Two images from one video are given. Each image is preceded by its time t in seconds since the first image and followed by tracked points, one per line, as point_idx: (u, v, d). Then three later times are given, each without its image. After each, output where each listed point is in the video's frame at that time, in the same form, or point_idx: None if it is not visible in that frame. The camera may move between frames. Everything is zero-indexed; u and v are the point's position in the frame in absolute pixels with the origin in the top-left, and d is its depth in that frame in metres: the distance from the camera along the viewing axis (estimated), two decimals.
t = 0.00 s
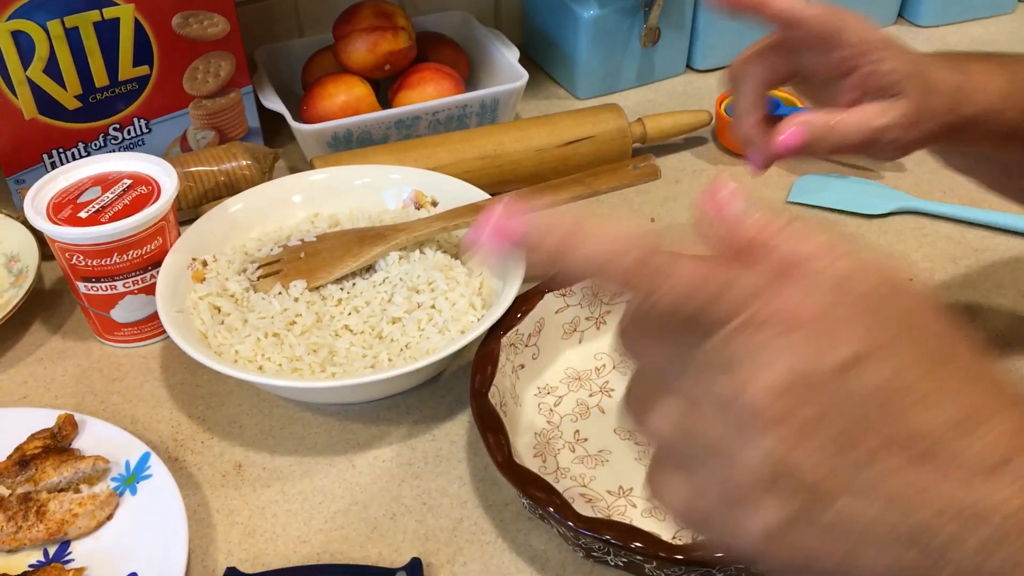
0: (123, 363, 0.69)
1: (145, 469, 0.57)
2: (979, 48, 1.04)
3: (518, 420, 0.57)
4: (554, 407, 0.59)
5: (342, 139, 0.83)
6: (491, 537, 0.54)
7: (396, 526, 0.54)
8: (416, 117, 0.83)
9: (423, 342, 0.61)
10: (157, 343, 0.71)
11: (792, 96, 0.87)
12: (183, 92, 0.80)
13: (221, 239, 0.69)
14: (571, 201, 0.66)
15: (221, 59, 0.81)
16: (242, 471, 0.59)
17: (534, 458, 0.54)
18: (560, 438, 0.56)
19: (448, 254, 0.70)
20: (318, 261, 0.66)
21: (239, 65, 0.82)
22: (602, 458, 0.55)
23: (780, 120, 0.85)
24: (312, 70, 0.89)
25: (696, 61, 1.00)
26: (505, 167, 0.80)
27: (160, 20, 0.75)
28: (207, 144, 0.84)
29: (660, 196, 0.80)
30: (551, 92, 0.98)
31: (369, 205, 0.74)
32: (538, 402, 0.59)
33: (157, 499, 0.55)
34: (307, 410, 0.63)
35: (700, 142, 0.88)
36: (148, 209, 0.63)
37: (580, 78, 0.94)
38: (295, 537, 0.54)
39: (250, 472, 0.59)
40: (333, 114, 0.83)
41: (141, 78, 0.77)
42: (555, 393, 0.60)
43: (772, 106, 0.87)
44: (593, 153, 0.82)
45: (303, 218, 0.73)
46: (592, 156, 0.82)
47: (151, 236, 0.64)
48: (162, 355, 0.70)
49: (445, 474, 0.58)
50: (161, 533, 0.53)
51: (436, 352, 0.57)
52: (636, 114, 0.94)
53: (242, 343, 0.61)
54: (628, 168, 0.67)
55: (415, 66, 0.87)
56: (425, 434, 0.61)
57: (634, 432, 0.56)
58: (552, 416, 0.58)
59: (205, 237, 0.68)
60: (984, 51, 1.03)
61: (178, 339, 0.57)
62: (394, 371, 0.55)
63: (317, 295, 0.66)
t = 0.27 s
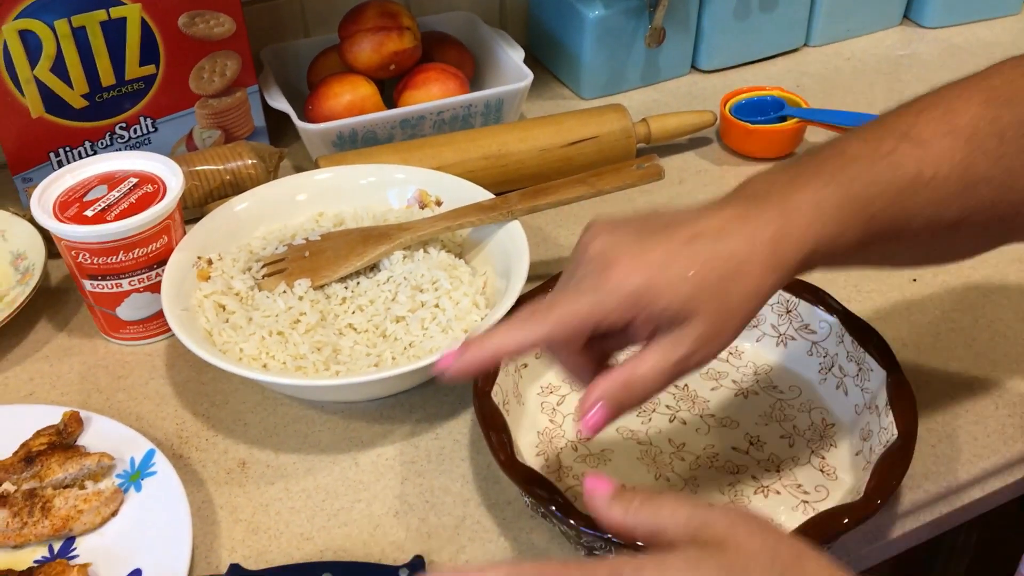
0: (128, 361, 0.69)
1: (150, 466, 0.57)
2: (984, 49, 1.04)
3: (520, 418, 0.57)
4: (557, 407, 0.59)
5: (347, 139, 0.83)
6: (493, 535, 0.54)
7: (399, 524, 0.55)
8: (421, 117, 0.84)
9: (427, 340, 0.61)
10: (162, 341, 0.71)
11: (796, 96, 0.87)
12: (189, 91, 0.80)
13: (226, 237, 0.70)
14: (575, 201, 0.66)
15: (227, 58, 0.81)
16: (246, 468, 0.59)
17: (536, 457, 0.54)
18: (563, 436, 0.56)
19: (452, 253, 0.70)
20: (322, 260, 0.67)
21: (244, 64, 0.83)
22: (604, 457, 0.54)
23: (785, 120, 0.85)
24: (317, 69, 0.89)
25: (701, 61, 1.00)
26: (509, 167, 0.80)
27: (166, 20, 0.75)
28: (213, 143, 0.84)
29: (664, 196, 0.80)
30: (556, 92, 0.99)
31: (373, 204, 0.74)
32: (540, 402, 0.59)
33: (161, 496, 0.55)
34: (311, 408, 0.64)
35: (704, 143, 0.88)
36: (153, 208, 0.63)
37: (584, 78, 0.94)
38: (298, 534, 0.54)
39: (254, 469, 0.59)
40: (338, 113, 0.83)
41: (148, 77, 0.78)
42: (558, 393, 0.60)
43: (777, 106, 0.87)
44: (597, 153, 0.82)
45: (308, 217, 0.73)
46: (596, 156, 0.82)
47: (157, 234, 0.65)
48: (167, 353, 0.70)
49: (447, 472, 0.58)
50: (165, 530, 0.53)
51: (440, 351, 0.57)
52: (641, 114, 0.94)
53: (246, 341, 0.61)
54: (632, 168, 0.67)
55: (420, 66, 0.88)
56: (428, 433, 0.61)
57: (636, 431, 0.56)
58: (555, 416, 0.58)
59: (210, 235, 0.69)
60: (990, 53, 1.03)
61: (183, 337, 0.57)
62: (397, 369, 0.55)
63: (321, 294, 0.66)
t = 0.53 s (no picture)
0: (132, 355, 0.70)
1: (152, 459, 0.57)
2: (992, 51, 1.03)
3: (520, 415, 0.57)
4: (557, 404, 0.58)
5: (352, 136, 0.83)
6: (492, 530, 0.54)
7: (398, 518, 0.55)
8: (426, 115, 0.84)
9: (428, 337, 0.61)
10: (166, 336, 0.71)
11: (802, 96, 0.87)
12: (195, 88, 0.81)
13: (230, 233, 0.70)
14: (577, 198, 0.66)
15: (233, 55, 0.81)
16: (247, 462, 0.59)
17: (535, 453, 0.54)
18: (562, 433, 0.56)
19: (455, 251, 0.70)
20: (326, 256, 0.67)
21: (251, 61, 0.83)
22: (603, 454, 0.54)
23: (790, 120, 0.85)
24: (323, 67, 0.89)
25: (707, 61, 1.00)
26: (513, 165, 0.80)
27: (173, 17, 0.76)
28: (220, 140, 0.84)
29: (668, 195, 0.80)
30: (561, 91, 0.99)
31: (376, 201, 0.74)
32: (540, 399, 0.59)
33: (163, 490, 0.55)
34: (312, 403, 0.64)
35: (709, 143, 0.88)
36: (158, 203, 0.64)
37: (590, 77, 0.94)
38: (298, 528, 0.55)
39: (255, 463, 0.59)
40: (343, 111, 0.84)
41: (154, 73, 0.78)
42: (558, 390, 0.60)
43: (782, 106, 0.86)
44: (602, 152, 0.82)
45: (312, 214, 0.73)
46: (600, 155, 0.82)
47: (161, 229, 0.65)
48: (170, 348, 0.70)
49: (447, 468, 0.58)
50: (166, 523, 0.54)
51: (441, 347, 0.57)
52: (646, 114, 0.94)
53: (249, 336, 0.61)
54: (634, 166, 0.67)
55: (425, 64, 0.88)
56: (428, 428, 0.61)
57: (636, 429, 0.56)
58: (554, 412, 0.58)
59: (214, 231, 0.69)
60: (997, 54, 1.03)
61: (185, 331, 0.58)
62: (397, 365, 0.55)
63: (324, 289, 0.66)
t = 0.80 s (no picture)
0: (137, 351, 0.70)
1: (153, 454, 0.58)
2: (1000, 58, 1.03)
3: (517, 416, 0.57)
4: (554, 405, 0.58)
5: (358, 138, 0.84)
6: (488, 530, 0.54)
7: (394, 516, 0.55)
8: (431, 117, 0.84)
9: (428, 337, 0.62)
10: (170, 333, 0.72)
11: (807, 102, 0.87)
12: (204, 88, 0.82)
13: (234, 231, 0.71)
14: (578, 201, 0.67)
15: (242, 57, 0.82)
16: (247, 459, 0.60)
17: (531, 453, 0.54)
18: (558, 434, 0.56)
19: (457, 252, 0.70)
20: (328, 256, 0.67)
21: (259, 63, 0.84)
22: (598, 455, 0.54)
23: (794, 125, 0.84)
24: (331, 69, 0.90)
25: (713, 66, 1.00)
26: (517, 168, 0.80)
27: (183, 18, 0.77)
28: (227, 141, 0.85)
29: (671, 199, 0.80)
30: (567, 95, 0.99)
31: (380, 201, 0.75)
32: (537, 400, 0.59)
33: (162, 485, 0.56)
34: (312, 401, 0.64)
35: (713, 148, 0.88)
36: (163, 201, 0.64)
37: (596, 82, 0.95)
38: (296, 524, 0.55)
39: (255, 460, 0.60)
40: (350, 113, 0.84)
41: (163, 74, 0.79)
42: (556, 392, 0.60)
43: (787, 111, 0.86)
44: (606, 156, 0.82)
45: (316, 214, 0.74)
46: (604, 158, 0.82)
47: (166, 227, 0.65)
48: (174, 345, 0.71)
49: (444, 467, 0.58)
50: (166, 518, 0.54)
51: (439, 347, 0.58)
52: (651, 118, 0.94)
53: (251, 333, 0.62)
54: (636, 169, 0.67)
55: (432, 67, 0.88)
56: (426, 428, 0.61)
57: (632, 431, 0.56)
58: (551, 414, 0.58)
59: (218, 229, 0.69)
60: (1006, 62, 1.02)
61: (187, 328, 0.58)
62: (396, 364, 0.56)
63: (326, 289, 0.66)
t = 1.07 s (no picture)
0: (141, 342, 0.71)
1: (154, 442, 0.58)
2: (1009, 62, 1.03)
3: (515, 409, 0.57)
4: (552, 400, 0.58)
5: (364, 134, 0.84)
6: (485, 523, 0.54)
7: (392, 507, 0.55)
8: (437, 114, 0.85)
9: (428, 330, 0.62)
10: (174, 324, 0.73)
11: (813, 103, 0.87)
12: (212, 83, 0.82)
13: (238, 224, 0.71)
14: (581, 198, 0.67)
15: (250, 52, 0.83)
16: (248, 449, 0.60)
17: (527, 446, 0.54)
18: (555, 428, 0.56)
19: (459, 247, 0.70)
20: (332, 250, 0.68)
21: (267, 59, 0.84)
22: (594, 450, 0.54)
23: (800, 126, 0.84)
24: (338, 66, 0.91)
25: (721, 67, 1.00)
26: (522, 165, 0.80)
27: (192, 12, 0.77)
28: (235, 135, 0.86)
29: (675, 198, 0.80)
30: (574, 94, 0.99)
31: (383, 196, 0.75)
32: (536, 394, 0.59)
33: (163, 473, 0.56)
34: (313, 393, 0.65)
35: (719, 147, 0.88)
36: (168, 193, 0.65)
37: (603, 81, 0.95)
38: (294, 513, 0.55)
39: (255, 450, 0.60)
40: (356, 109, 0.85)
41: (172, 68, 0.79)
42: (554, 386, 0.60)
43: (793, 112, 0.86)
44: (610, 154, 0.82)
45: (320, 208, 0.74)
46: (609, 156, 0.82)
47: (171, 219, 0.66)
48: (178, 336, 0.71)
49: (443, 459, 0.58)
50: (166, 505, 0.54)
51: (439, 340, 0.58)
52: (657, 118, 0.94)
53: (253, 325, 0.62)
54: (639, 167, 0.67)
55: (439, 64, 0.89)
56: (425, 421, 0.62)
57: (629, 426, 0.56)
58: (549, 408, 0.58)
59: (222, 221, 0.70)
60: (1015, 65, 1.02)
61: (190, 318, 0.59)
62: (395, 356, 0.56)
63: (329, 282, 0.67)
